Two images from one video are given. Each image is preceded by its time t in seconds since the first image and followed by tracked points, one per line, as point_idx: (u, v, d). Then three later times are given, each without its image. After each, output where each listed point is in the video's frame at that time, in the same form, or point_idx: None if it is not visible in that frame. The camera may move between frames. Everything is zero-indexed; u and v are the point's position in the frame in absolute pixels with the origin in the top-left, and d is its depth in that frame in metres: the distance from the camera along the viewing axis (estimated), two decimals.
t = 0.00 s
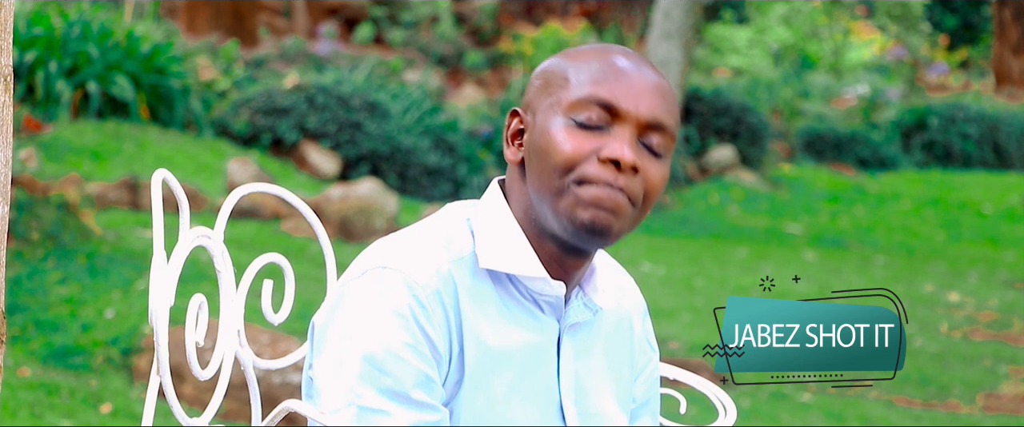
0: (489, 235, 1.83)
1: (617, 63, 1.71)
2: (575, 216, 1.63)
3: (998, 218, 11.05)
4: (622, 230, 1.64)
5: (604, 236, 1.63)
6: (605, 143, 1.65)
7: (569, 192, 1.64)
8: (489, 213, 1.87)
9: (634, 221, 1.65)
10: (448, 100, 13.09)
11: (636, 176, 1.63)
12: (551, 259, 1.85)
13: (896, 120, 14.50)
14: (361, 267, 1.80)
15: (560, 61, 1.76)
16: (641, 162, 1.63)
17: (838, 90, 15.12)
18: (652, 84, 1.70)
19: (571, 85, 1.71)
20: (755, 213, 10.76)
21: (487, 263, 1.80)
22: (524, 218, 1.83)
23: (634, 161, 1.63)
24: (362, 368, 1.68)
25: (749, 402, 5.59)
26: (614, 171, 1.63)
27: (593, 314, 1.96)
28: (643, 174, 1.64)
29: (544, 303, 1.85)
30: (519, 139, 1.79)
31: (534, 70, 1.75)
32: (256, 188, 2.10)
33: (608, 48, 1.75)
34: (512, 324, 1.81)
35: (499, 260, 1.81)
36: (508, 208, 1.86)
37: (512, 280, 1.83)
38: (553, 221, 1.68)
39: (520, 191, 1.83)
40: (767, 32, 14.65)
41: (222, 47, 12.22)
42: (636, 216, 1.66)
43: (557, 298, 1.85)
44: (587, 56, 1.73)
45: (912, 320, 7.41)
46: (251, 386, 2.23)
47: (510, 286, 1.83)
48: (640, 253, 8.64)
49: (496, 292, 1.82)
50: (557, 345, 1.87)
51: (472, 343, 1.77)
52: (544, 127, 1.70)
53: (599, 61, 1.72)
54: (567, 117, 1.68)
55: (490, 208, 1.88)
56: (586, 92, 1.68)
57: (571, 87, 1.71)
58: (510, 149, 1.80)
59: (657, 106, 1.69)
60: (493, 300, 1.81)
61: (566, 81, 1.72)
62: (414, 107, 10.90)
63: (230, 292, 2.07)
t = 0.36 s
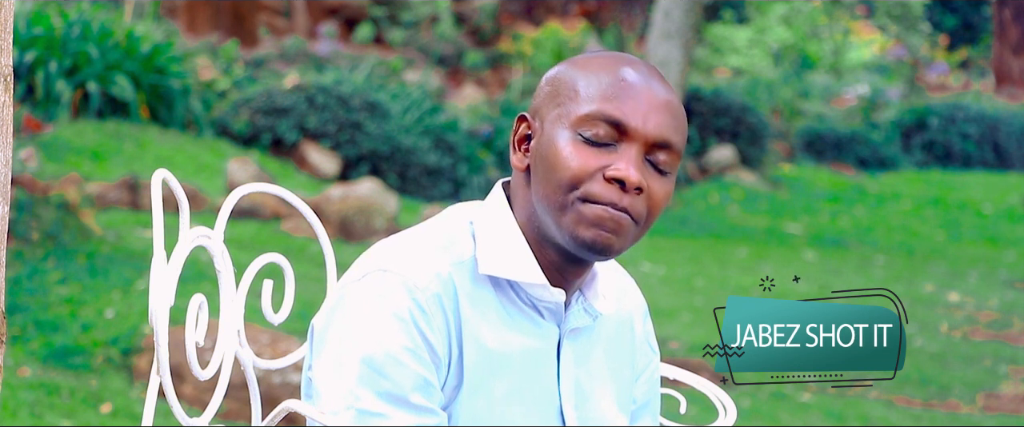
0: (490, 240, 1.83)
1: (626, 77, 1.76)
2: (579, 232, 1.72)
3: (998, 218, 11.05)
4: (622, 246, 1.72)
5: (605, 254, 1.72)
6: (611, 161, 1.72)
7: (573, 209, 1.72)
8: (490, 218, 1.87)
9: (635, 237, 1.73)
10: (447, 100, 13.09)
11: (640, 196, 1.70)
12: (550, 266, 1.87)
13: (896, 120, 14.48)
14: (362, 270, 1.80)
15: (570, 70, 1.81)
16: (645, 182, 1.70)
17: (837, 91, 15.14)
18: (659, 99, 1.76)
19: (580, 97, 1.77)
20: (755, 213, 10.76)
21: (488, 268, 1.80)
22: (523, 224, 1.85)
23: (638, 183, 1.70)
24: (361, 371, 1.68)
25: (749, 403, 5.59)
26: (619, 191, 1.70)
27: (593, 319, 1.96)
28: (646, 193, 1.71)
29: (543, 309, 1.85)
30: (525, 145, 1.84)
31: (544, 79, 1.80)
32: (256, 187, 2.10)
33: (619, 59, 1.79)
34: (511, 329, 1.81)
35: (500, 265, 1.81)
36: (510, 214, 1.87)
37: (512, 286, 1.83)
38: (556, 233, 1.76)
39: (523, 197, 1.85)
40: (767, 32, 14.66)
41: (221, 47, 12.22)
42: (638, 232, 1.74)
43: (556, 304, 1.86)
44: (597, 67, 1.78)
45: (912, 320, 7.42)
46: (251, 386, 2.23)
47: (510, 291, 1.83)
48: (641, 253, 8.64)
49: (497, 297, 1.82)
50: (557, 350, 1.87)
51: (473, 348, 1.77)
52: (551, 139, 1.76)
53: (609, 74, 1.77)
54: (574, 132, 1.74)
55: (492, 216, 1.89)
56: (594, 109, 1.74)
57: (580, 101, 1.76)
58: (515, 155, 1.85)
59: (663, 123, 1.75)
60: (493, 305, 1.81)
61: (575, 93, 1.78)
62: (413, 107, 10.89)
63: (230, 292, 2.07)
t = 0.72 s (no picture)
0: (493, 240, 1.85)
1: (620, 69, 1.85)
2: (582, 220, 1.79)
3: (998, 218, 11.04)
4: (625, 234, 1.81)
5: (609, 242, 1.80)
6: (611, 149, 1.80)
7: (575, 198, 1.80)
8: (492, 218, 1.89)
9: (636, 223, 1.81)
10: (448, 100, 13.10)
11: (641, 182, 1.79)
12: (556, 265, 1.91)
13: (896, 120, 14.51)
14: (364, 269, 1.81)
15: (563, 66, 1.89)
16: (645, 168, 1.79)
17: (838, 91, 15.57)
18: (654, 88, 1.85)
19: (576, 90, 1.85)
20: (755, 213, 10.76)
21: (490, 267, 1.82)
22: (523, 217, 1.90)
23: (638, 169, 1.79)
24: (363, 370, 1.68)
25: (749, 403, 5.58)
26: (622, 178, 1.78)
27: (594, 315, 1.97)
28: (647, 179, 1.80)
29: (546, 306, 1.87)
30: (523, 142, 1.91)
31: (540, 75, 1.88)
32: (256, 187, 2.10)
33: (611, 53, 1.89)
34: (513, 329, 1.82)
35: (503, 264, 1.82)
36: (511, 213, 1.90)
37: (514, 282, 1.84)
38: (560, 224, 1.83)
39: (524, 194, 1.91)
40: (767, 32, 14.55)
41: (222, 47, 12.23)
42: (640, 219, 1.82)
43: (559, 302, 1.87)
44: (591, 62, 1.87)
45: (912, 320, 7.42)
46: (251, 386, 2.23)
47: (512, 289, 1.84)
48: (640, 253, 8.64)
49: (499, 295, 1.83)
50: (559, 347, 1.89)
51: (475, 346, 1.78)
52: (552, 133, 1.84)
53: (604, 67, 1.86)
54: (575, 124, 1.82)
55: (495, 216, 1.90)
56: (592, 100, 1.83)
57: (577, 93, 1.85)
58: (514, 153, 1.91)
59: (660, 110, 1.83)
60: (495, 305, 1.82)
61: (572, 87, 1.86)
62: (414, 106, 10.55)
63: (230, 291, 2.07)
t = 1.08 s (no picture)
0: (494, 237, 1.83)
1: (612, 57, 1.83)
2: (583, 212, 1.76)
3: (998, 218, 11.03)
4: (626, 226, 1.78)
5: (611, 234, 1.77)
6: (609, 137, 1.77)
7: (575, 190, 1.76)
8: (492, 215, 1.87)
9: (636, 213, 1.79)
10: (448, 100, 13.10)
11: (640, 169, 1.77)
12: (555, 259, 1.88)
13: (896, 120, 14.52)
14: (364, 267, 1.80)
15: (553, 60, 1.86)
16: (644, 154, 1.77)
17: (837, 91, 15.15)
18: (647, 75, 1.82)
19: (569, 81, 1.82)
20: (755, 213, 10.75)
21: (491, 263, 1.80)
22: (520, 213, 1.87)
23: (637, 157, 1.76)
24: (366, 368, 1.67)
25: (749, 403, 5.58)
26: (621, 165, 1.76)
27: (595, 312, 1.96)
28: (645, 166, 1.78)
29: (548, 303, 1.86)
30: (518, 139, 1.87)
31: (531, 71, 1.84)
32: (257, 187, 2.10)
33: (599, 43, 1.86)
34: (515, 325, 1.81)
35: (504, 260, 1.81)
36: (510, 209, 1.88)
37: (515, 278, 1.83)
38: (559, 217, 1.80)
39: (521, 190, 1.87)
40: (767, 32, 15.01)
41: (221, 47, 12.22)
42: (640, 208, 1.80)
43: (560, 298, 1.86)
44: (580, 52, 1.84)
45: (912, 320, 7.41)
46: (251, 386, 2.23)
47: (513, 285, 1.83)
48: (640, 253, 8.63)
49: (500, 292, 1.82)
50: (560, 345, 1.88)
51: (477, 344, 1.77)
52: (547, 125, 1.80)
53: (594, 56, 1.83)
54: (570, 114, 1.79)
55: (495, 212, 1.89)
56: (586, 88, 1.80)
57: (570, 84, 1.81)
58: (509, 150, 1.87)
59: (654, 96, 1.81)
60: (497, 301, 1.81)
61: (564, 78, 1.82)
62: (413, 107, 10.88)
63: (230, 292, 2.07)
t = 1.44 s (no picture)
0: (491, 236, 1.83)
1: (615, 60, 1.81)
2: (582, 219, 1.76)
3: (998, 218, 11.05)
4: (624, 233, 1.79)
5: (608, 242, 1.78)
6: (610, 142, 1.77)
7: (574, 197, 1.76)
8: (489, 214, 1.87)
9: (634, 219, 1.79)
10: (448, 100, 13.10)
11: (639, 176, 1.77)
12: (553, 260, 1.88)
13: (896, 120, 14.47)
14: (361, 268, 1.80)
15: (556, 59, 1.84)
16: (645, 161, 1.77)
17: (837, 91, 15.18)
18: (650, 80, 1.81)
19: (571, 84, 1.81)
20: (756, 213, 10.76)
21: (488, 264, 1.80)
22: (518, 212, 1.86)
23: (637, 164, 1.76)
24: (364, 367, 1.67)
25: (748, 403, 5.58)
26: (621, 171, 1.76)
27: (592, 312, 1.96)
28: (645, 172, 1.78)
29: (545, 302, 1.85)
30: (517, 138, 1.86)
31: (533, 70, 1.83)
32: (257, 187, 2.10)
33: (603, 45, 1.84)
34: (512, 324, 1.81)
35: (501, 260, 1.81)
36: (507, 208, 1.87)
37: (513, 279, 1.83)
38: (557, 221, 1.80)
39: (519, 190, 1.87)
40: (767, 32, 15.01)
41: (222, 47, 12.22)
42: (639, 214, 1.80)
43: (558, 298, 1.86)
44: (585, 54, 1.82)
45: (912, 320, 7.41)
46: (251, 386, 2.23)
47: (511, 285, 1.83)
48: (640, 253, 8.63)
49: (498, 292, 1.82)
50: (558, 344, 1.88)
51: (476, 343, 1.77)
52: (547, 128, 1.79)
53: (598, 58, 1.81)
54: (572, 118, 1.78)
55: (492, 211, 1.88)
56: (588, 92, 1.78)
57: (572, 87, 1.80)
58: (508, 149, 1.86)
59: (656, 102, 1.80)
60: (494, 301, 1.81)
61: (567, 80, 1.81)
62: (414, 107, 10.89)
63: (229, 292, 2.07)
